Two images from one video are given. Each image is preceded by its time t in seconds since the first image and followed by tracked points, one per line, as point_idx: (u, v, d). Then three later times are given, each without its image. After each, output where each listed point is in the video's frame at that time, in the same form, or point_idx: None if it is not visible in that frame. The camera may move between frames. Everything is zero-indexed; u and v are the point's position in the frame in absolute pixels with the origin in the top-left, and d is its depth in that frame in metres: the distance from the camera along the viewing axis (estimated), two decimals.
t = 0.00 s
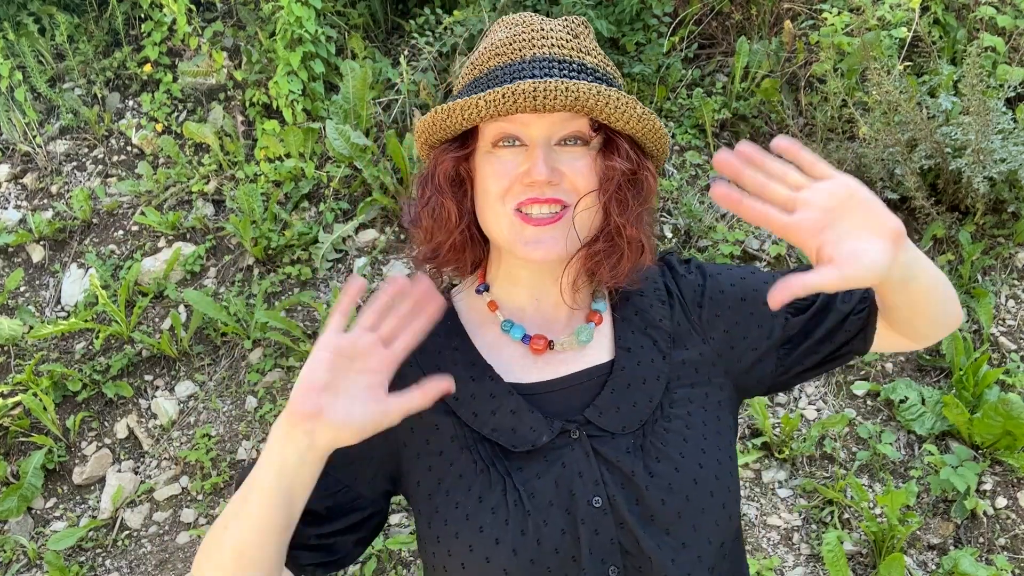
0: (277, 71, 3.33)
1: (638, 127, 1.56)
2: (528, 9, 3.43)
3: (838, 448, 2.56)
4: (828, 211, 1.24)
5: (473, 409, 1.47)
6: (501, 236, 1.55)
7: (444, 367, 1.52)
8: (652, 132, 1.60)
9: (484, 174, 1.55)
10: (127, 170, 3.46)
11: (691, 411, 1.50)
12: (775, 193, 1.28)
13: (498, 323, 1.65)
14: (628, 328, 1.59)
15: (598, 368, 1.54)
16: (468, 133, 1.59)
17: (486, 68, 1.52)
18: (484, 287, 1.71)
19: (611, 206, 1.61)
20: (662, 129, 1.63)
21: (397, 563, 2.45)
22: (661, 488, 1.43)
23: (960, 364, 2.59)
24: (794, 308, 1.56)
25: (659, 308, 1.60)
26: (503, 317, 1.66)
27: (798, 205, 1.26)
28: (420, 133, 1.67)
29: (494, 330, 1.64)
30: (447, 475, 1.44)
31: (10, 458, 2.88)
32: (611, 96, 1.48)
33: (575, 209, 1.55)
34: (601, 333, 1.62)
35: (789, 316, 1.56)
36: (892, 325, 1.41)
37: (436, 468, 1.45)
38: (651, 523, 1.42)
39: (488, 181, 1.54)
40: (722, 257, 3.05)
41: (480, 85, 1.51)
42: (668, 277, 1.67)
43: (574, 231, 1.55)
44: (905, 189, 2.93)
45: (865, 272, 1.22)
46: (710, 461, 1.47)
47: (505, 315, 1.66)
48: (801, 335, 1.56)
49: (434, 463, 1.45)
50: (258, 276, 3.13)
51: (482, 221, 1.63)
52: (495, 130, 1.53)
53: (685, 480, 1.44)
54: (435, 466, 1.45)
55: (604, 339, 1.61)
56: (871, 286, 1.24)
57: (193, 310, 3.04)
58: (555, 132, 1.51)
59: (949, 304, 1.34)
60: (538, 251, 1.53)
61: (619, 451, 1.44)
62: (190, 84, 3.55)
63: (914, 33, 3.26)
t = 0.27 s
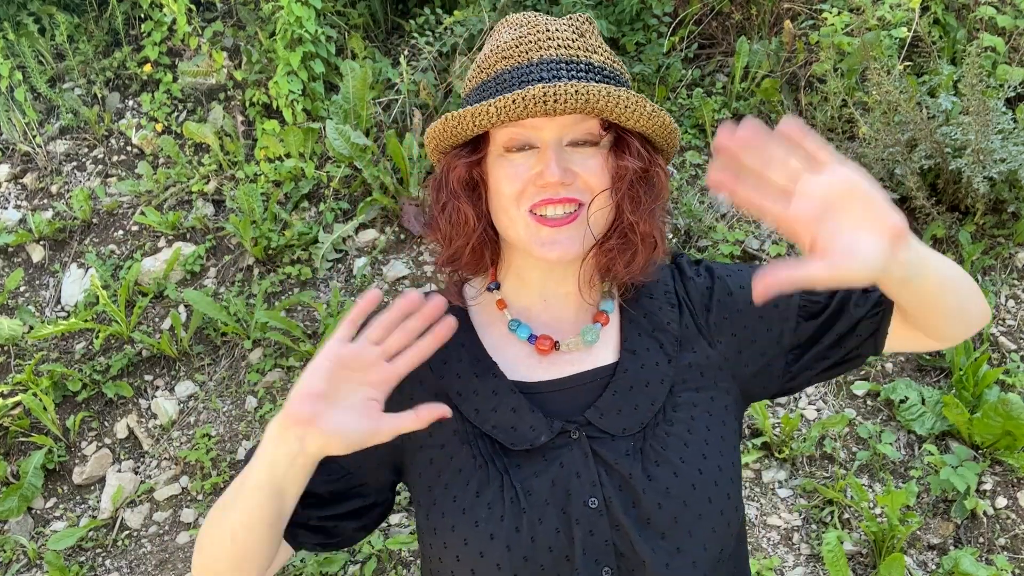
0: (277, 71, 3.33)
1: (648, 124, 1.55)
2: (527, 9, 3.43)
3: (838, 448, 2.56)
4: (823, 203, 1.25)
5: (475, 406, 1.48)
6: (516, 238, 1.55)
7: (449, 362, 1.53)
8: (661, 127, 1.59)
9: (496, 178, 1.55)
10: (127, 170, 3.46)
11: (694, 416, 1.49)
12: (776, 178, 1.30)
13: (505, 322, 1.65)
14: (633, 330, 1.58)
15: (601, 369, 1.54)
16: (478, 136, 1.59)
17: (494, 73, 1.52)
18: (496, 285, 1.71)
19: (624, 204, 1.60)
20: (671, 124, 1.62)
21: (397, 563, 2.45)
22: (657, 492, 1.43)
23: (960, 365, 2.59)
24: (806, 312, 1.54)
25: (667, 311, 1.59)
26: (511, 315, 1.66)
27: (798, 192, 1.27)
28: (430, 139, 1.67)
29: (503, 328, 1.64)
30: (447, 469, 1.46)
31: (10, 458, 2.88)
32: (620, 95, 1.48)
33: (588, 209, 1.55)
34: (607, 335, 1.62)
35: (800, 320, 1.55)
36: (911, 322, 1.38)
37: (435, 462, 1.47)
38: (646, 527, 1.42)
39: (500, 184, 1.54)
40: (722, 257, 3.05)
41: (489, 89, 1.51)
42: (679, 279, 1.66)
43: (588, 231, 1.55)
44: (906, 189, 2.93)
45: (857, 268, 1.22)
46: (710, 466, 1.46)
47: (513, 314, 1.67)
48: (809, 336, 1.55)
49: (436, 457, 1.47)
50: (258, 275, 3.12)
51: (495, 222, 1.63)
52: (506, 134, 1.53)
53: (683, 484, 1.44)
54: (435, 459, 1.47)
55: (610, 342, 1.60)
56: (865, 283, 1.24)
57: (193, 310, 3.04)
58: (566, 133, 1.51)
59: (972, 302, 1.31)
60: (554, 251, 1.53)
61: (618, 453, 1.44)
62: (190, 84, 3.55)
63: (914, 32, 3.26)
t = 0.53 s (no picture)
0: (277, 71, 3.33)
1: (653, 127, 1.55)
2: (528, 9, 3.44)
3: (838, 448, 2.56)
4: (860, 138, 1.22)
5: (474, 398, 1.48)
6: (514, 234, 1.56)
7: (451, 354, 1.53)
8: (665, 132, 1.59)
9: (498, 171, 1.56)
10: (126, 170, 3.45)
11: (692, 414, 1.49)
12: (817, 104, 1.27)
13: (506, 316, 1.65)
14: (634, 328, 1.58)
15: (601, 367, 1.54)
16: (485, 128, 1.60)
17: (504, 65, 1.52)
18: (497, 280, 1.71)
19: (625, 204, 1.60)
20: (676, 129, 1.62)
21: (397, 563, 2.45)
22: (652, 489, 1.43)
23: (960, 364, 2.59)
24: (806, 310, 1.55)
25: (667, 308, 1.59)
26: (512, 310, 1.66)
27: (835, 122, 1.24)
28: (439, 128, 1.67)
29: (503, 323, 1.64)
30: (443, 459, 1.47)
31: (10, 458, 2.88)
32: (626, 96, 1.48)
33: (588, 207, 1.55)
34: (608, 333, 1.62)
35: (801, 318, 1.55)
36: (916, 315, 1.38)
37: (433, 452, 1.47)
38: (640, 524, 1.42)
39: (503, 177, 1.55)
40: (722, 257, 3.05)
41: (497, 82, 1.52)
42: (681, 277, 1.66)
43: (587, 230, 1.56)
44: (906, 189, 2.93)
45: (881, 207, 1.20)
46: (706, 465, 1.46)
47: (513, 309, 1.66)
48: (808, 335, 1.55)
49: (434, 447, 1.47)
50: (258, 276, 3.12)
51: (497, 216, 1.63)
52: (511, 127, 1.54)
53: (678, 482, 1.44)
54: (434, 450, 1.47)
55: (611, 340, 1.60)
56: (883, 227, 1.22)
57: (193, 310, 3.04)
58: (570, 131, 1.51)
59: (977, 300, 1.30)
60: (552, 249, 1.53)
61: (615, 449, 1.44)
62: (190, 84, 3.55)
63: (914, 32, 3.26)
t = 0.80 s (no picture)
0: (277, 71, 3.33)
1: (646, 130, 1.55)
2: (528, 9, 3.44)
3: (837, 448, 2.56)
4: (854, 132, 1.19)
5: (469, 398, 1.48)
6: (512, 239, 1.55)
7: (446, 355, 1.53)
8: (658, 133, 1.59)
9: (494, 177, 1.56)
10: (126, 170, 3.45)
11: (689, 412, 1.49)
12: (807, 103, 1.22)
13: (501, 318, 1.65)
14: (632, 326, 1.58)
15: (596, 364, 1.54)
16: (479, 135, 1.59)
17: (496, 73, 1.52)
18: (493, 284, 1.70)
19: (619, 207, 1.60)
20: (669, 130, 1.62)
21: (397, 563, 2.45)
22: (648, 486, 1.43)
23: (960, 365, 2.59)
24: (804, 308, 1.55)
25: (665, 307, 1.59)
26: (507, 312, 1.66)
27: (824, 120, 1.21)
28: (430, 136, 1.66)
29: (499, 325, 1.63)
30: (440, 459, 1.47)
31: (10, 458, 2.87)
32: (619, 100, 1.48)
33: (585, 211, 1.55)
34: (603, 330, 1.62)
35: (799, 317, 1.55)
36: (914, 310, 1.38)
37: (430, 453, 1.48)
38: (637, 521, 1.42)
39: (498, 183, 1.54)
40: (722, 257, 3.05)
41: (490, 89, 1.51)
42: (678, 277, 1.66)
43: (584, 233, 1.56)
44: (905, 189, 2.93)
45: (879, 199, 1.17)
46: (703, 462, 1.46)
47: (508, 311, 1.66)
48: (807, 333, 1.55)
49: (430, 448, 1.48)
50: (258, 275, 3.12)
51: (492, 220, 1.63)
52: (506, 134, 1.53)
53: (675, 479, 1.44)
54: (431, 450, 1.48)
55: (607, 337, 1.60)
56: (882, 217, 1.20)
57: (193, 310, 3.04)
58: (565, 135, 1.51)
59: (977, 291, 1.31)
60: (550, 253, 1.53)
61: (611, 447, 1.44)
62: (190, 84, 3.55)
63: (914, 32, 3.26)
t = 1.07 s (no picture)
0: (277, 71, 3.34)
1: (647, 126, 1.56)
2: (528, 9, 3.44)
3: (838, 448, 2.56)
4: (832, 160, 1.20)
5: (471, 396, 1.48)
6: (515, 238, 1.55)
7: (447, 354, 1.53)
8: (659, 130, 1.60)
9: (495, 177, 1.56)
10: (126, 170, 3.45)
11: (689, 411, 1.49)
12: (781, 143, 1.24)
13: (502, 316, 1.65)
14: (632, 325, 1.58)
15: (597, 361, 1.54)
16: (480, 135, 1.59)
17: (496, 73, 1.52)
18: (495, 283, 1.70)
19: (621, 204, 1.60)
20: (669, 127, 1.62)
21: (397, 563, 2.45)
22: (648, 485, 1.43)
23: (960, 365, 2.59)
24: (804, 306, 1.54)
25: (665, 306, 1.59)
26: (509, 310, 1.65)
27: (802, 154, 1.22)
28: (431, 136, 1.66)
29: (501, 324, 1.63)
30: (440, 457, 1.47)
31: (10, 458, 2.88)
32: (620, 97, 1.48)
33: (587, 209, 1.55)
34: (604, 328, 1.62)
35: (798, 316, 1.55)
36: (913, 309, 1.39)
37: (429, 451, 1.48)
38: (636, 520, 1.42)
39: (500, 182, 1.54)
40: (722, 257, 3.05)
41: (490, 90, 1.51)
42: (676, 276, 1.66)
43: (587, 231, 1.56)
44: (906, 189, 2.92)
45: (870, 219, 1.18)
46: (704, 461, 1.46)
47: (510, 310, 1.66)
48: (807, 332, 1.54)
49: (430, 446, 1.48)
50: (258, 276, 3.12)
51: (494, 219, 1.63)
52: (507, 134, 1.53)
53: (676, 478, 1.44)
54: (430, 448, 1.48)
55: (607, 334, 1.60)
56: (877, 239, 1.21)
57: (193, 310, 3.04)
58: (566, 134, 1.51)
59: (974, 293, 1.30)
60: (553, 251, 1.53)
61: (611, 445, 1.44)
62: (190, 84, 3.55)
63: (914, 32, 3.26)
